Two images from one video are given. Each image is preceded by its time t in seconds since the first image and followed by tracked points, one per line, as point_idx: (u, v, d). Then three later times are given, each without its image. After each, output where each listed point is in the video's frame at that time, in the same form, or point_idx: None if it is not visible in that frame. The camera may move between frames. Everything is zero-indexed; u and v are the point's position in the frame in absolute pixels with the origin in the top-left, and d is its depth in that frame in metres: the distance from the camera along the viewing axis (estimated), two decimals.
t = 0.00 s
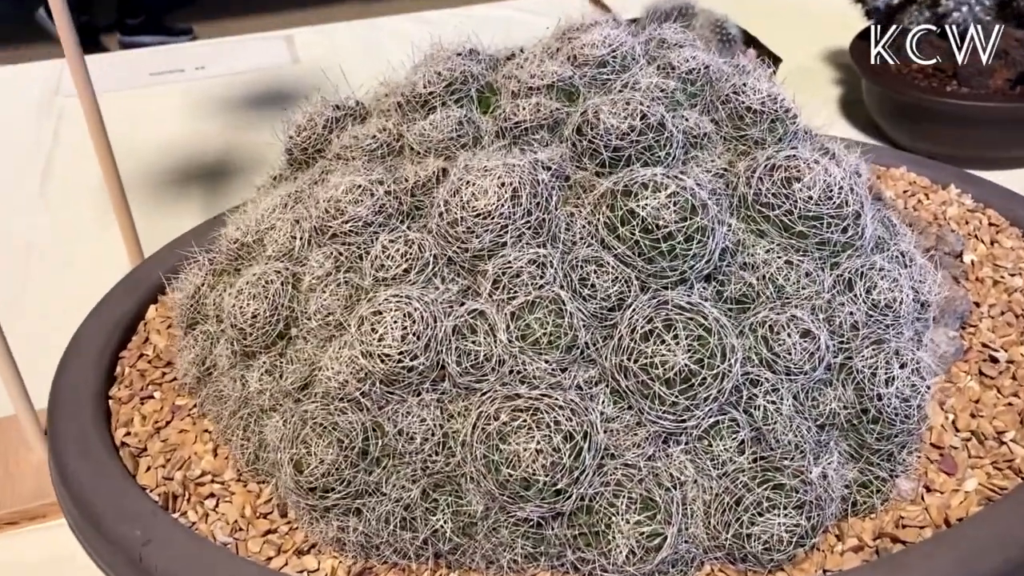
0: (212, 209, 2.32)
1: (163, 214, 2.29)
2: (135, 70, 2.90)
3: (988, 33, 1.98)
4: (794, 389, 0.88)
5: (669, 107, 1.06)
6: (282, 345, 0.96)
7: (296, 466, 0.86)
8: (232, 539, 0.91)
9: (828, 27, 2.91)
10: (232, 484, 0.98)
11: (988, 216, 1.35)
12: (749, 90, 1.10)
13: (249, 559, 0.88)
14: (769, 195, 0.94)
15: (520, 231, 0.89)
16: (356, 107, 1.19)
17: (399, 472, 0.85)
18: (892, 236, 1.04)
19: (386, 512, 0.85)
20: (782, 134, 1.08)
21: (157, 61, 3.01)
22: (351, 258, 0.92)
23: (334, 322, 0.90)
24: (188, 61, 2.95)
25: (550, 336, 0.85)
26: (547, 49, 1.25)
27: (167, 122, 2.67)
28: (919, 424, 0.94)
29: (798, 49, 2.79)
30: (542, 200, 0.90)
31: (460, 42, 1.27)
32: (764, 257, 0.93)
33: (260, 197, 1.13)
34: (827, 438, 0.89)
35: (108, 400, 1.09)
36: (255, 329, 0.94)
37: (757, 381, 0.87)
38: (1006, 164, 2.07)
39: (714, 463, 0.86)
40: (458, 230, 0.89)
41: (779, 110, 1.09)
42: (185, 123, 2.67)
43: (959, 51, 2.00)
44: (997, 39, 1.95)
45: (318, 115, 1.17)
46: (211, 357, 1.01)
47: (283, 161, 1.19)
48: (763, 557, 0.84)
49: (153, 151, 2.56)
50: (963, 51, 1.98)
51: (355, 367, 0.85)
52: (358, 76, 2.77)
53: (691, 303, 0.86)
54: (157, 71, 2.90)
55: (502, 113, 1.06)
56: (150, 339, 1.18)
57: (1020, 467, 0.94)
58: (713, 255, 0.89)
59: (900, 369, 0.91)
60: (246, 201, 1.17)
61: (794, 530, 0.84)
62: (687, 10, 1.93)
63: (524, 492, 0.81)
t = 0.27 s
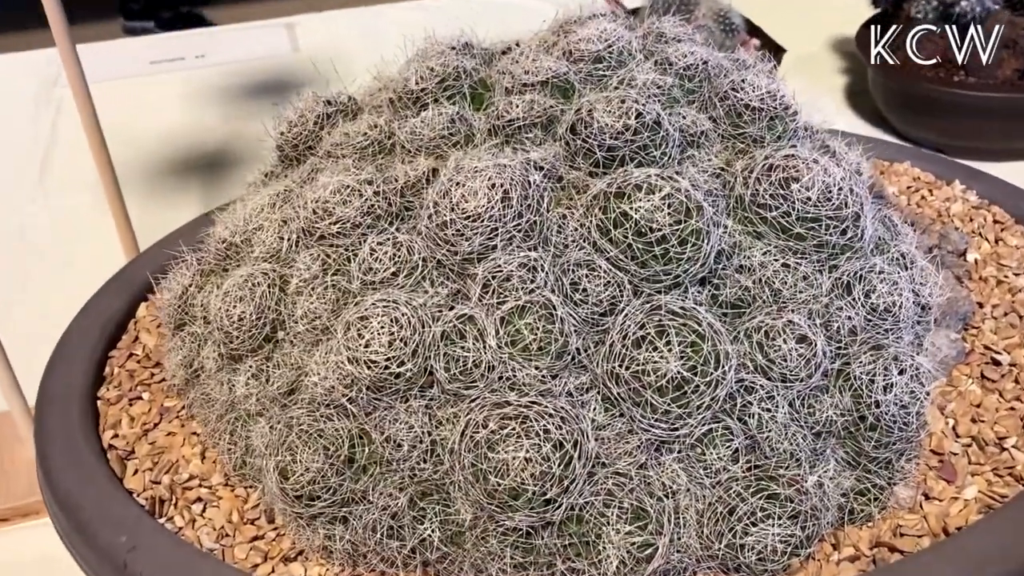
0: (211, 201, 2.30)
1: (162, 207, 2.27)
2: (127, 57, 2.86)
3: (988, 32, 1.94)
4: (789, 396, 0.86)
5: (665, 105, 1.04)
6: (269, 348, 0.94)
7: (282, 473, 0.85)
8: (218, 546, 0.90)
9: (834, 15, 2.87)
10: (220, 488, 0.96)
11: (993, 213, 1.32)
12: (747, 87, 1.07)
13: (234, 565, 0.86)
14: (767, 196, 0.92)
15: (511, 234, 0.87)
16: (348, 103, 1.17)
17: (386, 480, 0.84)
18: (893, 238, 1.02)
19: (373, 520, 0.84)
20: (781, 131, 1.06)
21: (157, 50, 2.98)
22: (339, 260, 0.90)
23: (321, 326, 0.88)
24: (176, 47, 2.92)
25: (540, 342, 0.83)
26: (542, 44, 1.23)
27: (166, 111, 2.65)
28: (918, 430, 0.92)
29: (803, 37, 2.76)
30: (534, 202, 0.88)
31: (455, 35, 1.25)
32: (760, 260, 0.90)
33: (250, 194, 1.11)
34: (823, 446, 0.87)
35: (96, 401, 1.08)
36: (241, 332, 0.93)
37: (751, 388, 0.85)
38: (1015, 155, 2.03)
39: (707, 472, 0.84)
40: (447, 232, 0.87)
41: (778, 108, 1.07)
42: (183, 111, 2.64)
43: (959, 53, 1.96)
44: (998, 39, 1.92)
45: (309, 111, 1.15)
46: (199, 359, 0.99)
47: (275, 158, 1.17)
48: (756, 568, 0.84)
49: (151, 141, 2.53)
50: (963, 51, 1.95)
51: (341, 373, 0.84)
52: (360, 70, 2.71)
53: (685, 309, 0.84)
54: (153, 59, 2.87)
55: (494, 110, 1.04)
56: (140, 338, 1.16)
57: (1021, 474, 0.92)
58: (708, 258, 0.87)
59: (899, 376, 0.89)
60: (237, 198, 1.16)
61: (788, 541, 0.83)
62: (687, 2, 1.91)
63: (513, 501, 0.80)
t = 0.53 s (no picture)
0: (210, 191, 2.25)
1: (161, 199, 2.23)
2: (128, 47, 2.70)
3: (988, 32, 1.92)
4: (789, 404, 0.83)
5: (664, 101, 1.02)
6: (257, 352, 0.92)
7: (269, 481, 0.84)
8: (206, 554, 0.88)
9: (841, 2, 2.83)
10: (209, 494, 0.95)
11: (1000, 209, 1.30)
12: (748, 83, 1.05)
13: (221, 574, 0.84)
14: (767, 197, 0.90)
15: (503, 237, 0.85)
16: (341, 98, 1.14)
17: (375, 489, 0.82)
18: (897, 238, 1.00)
19: (362, 530, 0.83)
20: (783, 129, 1.03)
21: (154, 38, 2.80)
22: (328, 262, 0.88)
23: (309, 331, 0.86)
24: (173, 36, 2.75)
25: (532, 348, 0.81)
26: (540, 38, 1.20)
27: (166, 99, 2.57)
28: (921, 437, 0.90)
29: (809, 24, 2.72)
30: (526, 204, 0.86)
31: (451, 28, 1.23)
32: (760, 263, 0.88)
33: (241, 192, 1.09)
34: (823, 455, 0.85)
35: (85, 403, 1.07)
36: (228, 336, 0.91)
37: (750, 396, 0.82)
38: None
39: (704, 481, 0.82)
40: (438, 235, 0.85)
41: (780, 104, 1.04)
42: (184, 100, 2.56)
43: (959, 52, 1.93)
44: (999, 40, 1.90)
45: (301, 106, 1.13)
46: (187, 362, 0.98)
47: (267, 155, 1.15)
48: None
49: (150, 130, 2.47)
50: (963, 52, 1.92)
51: (329, 380, 0.82)
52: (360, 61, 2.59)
53: (682, 315, 0.82)
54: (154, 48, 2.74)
55: (488, 107, 1.02)
56: (130, 338, 1.14)
57: None
58: (706, 261, 0.85)
59: (902, 382, 0.87)
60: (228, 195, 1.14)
61: (786, 552, 0.81)
62: None
63: (504, 512, 0.78)
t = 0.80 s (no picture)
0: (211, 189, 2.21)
1: (163, 195, 2.22)
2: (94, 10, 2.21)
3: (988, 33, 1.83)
4: (791, 416, 0.82)
5: (665, 102, 1.00)
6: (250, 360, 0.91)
7: (263, 493, 0.82)
8: (200, 565, 0.87)
9: None
10: (203, 503, 0.94)
11: (1009, 208, 1.27)
12: (751, 82, 1.02)
13: None
14: (769, 203, 0.88)
15: (499, 245, 0.84)
16: (337, 98, 1.13)
17: (370, 502, 0.81)
18: (903, 243, 0.98)
19: (356, 543, 0.81)
20: (786, 130, 1.01)
21: None
22: (321, 270, 0.87)
23: (303, 340, 0.85)
24: None
25: (529, 359, 0.79)
26: (540, 35, 1.18)
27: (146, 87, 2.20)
28: (926, 447, 0.88)
29: (817, 14, 2.68)
30: (523, 212, 0.85)
31: (449, 26, 1.21)
32: (762, 269, 0.86)
33: (236, 194, 1.08)
34: (825, 466, 0.83)
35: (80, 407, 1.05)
36: (221, 345, 0.90)
37: (751, 407, 0.81)
38: None
39: (704, 494, 0.80)
40: (433, 243, 0.83)
41: (784, 104, 1.02)
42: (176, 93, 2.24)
43: (958, 53, 1.84)
44: (999, 41, 1.81)
45: (297, 107, 1.11)
46: (181, 369, 0.96)
47: (264, 156, 1.14)
48: None
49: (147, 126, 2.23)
50: (963, 52, 1.84)
51: (323, 391, 0.80)
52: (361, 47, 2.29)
53: (682, 325, 0.80)
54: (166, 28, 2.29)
55: (486, 108, 1.00)
56: (126, 341, 1.13)
57: None
58: (707, 268, 0.83)
59: (907, 393, 0.85)
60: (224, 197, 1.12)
61: (788, 567, 0.80)
62: None
63: (501, 527, 0.76)
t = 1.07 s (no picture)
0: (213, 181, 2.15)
1: (162, 186, 2.16)
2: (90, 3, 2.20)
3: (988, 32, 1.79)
4: (793, 422, 0.80)
5: (665, 99, 0.98)
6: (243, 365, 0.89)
7: (254, 501, 0.81)
8: (192, 573, 0.86)
9: None
10: (196, 509, 0.92)
11: (1019, 203, 1.25)
12: (754, 78, 1.00)
13: None
14: (772, 203, 0.86)
15: (495, 248, 0.82)
16: (332, 95, 1.11)
17: (362, 511, 0.79)
18: (910, 242, 0.95)
19: (349, 552, 0.80)
20: (790, 127, 0.99)
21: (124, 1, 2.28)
22: (315, 274, 0.85)
23: (295, 345, 0.83)
24: None
25: (525, 365, 0.77)
26: (539, 29, 1.16)
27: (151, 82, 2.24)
28: (932, 453, 0.86)
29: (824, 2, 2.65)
30: (519, 213, 0.83)
31: (447, 20, 1.19)
32: (765, 272, 0.84)
33: (230, 194, 1.06)
34: (828, 473, 0.81)
35: (74, 411, 1.04)
36: (213, 350, 0.88)
37: (752, 414, 0.79)
38: None
39: (704, 502, 0.78)
40: (427, 245, 0.82)
41: (788, 101, 1.00)
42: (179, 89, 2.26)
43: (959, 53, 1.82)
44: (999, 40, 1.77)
45: (291, 105, 1.09)
46: (174, 373, 0.95)
47: (259, 154, 1.12)
48: None
49: (150, 120, 2.22)
50: (962, 52, 1.80)
51: (314, 398, 0.79)
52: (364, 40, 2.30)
53: (681, 330, 0.78)
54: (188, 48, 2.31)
55: (482, 105, 0.98)
56: (121, 342, 1.12)
57: None
58: (708, 271, 0.81)
59: (913, 398, 0.83)
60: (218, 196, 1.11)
61: None
62: None
63: (496, 537, 0.75)
